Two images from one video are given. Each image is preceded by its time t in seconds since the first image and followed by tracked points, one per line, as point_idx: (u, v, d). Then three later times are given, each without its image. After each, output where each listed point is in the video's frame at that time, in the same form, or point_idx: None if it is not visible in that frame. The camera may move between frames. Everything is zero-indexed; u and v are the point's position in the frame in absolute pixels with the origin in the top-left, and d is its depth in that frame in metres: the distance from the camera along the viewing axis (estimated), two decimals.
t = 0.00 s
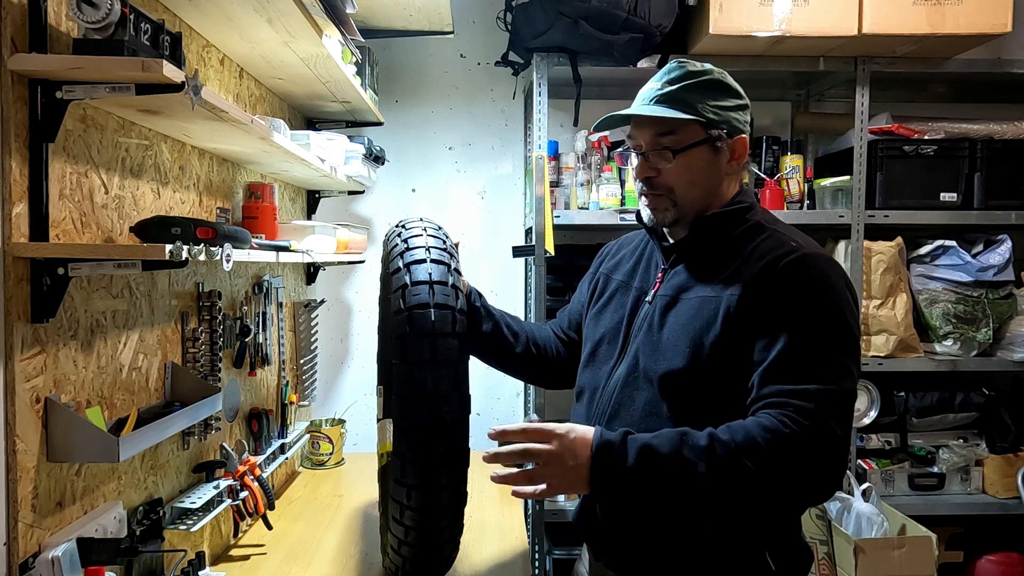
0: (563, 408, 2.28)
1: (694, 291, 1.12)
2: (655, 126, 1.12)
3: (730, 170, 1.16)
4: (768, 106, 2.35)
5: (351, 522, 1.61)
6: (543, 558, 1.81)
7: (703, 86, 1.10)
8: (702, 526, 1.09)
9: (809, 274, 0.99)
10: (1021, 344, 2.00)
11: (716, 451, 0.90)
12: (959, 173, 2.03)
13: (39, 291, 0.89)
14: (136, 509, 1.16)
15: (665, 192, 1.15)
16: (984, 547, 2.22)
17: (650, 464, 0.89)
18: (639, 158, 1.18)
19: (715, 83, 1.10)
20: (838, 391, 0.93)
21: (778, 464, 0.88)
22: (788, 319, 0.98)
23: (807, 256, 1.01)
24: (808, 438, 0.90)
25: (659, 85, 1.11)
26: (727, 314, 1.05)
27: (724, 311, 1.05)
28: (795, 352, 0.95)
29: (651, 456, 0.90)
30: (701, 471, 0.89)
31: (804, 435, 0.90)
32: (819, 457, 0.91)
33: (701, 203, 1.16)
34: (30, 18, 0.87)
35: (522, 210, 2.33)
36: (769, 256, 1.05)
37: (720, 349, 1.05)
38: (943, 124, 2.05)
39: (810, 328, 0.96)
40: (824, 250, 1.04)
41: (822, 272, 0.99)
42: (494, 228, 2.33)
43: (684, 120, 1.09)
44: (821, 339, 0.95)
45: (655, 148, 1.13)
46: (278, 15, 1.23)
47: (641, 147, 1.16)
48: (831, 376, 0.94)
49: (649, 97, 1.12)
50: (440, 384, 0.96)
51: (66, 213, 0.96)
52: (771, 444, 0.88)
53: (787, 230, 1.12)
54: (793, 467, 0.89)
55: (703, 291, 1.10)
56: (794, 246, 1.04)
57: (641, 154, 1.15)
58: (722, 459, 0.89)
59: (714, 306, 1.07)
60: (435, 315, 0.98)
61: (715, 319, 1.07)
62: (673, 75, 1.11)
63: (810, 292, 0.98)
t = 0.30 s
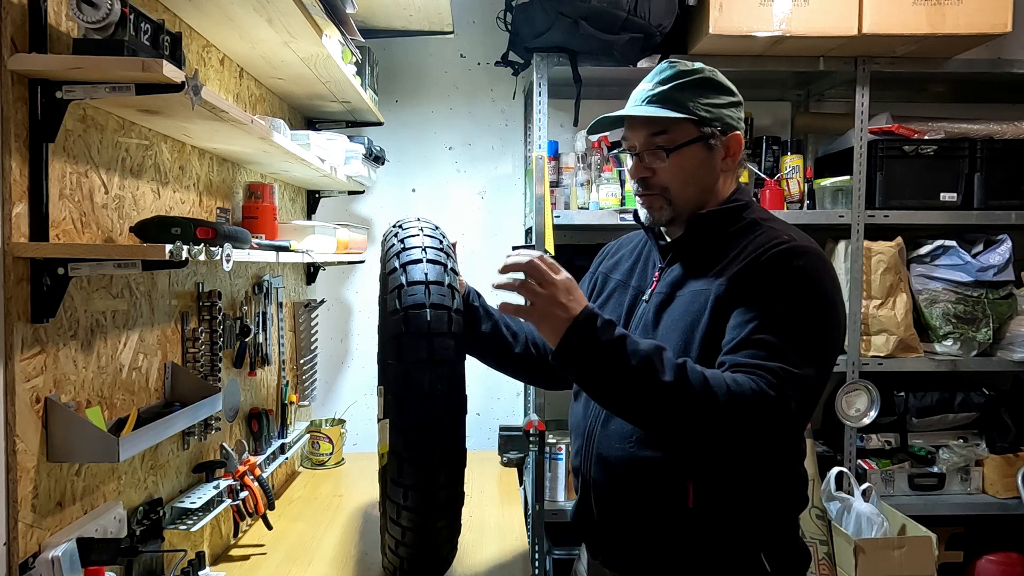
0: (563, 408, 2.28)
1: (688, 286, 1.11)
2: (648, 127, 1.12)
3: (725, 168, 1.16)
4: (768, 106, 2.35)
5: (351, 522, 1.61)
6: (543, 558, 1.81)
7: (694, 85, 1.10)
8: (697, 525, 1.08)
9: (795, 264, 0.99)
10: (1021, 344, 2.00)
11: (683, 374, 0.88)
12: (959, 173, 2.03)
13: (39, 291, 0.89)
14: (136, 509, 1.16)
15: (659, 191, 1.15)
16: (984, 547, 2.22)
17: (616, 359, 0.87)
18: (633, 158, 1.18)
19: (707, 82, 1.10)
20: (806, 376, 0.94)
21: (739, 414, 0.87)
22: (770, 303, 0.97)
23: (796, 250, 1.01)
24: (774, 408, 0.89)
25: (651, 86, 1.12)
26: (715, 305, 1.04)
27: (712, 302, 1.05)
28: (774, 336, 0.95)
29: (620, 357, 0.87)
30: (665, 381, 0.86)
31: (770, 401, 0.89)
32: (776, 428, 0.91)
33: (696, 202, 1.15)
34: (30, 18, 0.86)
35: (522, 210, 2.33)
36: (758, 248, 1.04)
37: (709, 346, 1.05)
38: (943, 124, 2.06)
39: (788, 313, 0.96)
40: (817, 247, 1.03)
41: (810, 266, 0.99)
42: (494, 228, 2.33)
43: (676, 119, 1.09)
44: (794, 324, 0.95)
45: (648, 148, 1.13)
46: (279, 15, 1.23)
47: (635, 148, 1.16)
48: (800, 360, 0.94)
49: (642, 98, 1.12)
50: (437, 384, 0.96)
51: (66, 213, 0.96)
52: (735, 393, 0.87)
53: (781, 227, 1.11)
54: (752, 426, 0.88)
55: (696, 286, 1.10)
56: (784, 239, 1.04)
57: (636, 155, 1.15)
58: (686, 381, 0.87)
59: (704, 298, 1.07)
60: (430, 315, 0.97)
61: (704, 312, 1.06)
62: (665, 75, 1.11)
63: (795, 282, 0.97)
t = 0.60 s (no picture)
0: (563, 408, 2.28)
1: (680, 289, 1.11)
2: (636, 131, 1.12)
3: (715, 168, 1.15)
4: (768, 106, 2.35)
5: (352, 522, 1.61)
6: (543, 558, 1.81)
7: (681, 88, 1.10)
8: (692, 526, 1.08)
9: (784, 266, 0.98)
10: (1021, 344, 2.00)
11: (658, 396, 0.90)
12: (959, 173, 2.03)
13: (39, 291, 0.89)
14: (136, 509, 1.16)
15: (651, 194, 1.15)
16: (984, 547, 2.22)
17: (591, 388, 0.90)
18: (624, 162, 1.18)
19: (694, 83, 1.10)
20: (796, 376, 0.94)
21: (723, 425, 0.88)
22: (761, 305, 0.97)
23: (786, 251, 1.00)
24: (762, 410, 0.89)
25: (639, 89, 1.12)
26: (706, 308, 1.04)
27: (704, 304, 1.05)
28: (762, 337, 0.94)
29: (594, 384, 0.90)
30: (640, 403, 0.89)
31: (756, 406, 0.89)
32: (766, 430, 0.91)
33: (687, 204, 1.16)
34: (30, 18, 0.86)
35: (522, 210, 2.33)
36: (750, 250, 1.04)
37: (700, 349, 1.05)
38: (943, 124, 2.06)
39: (777, 315, 0.95)
40: (809, 248, 1.02)
41: (801, 268, 0.98)
42: (493, 228, 2.33)
43: (665, 123, 1.09)
44: (783, 325, 0.95)
45: (639, 151, 1.13)
46: (279, 15, 1.23)
47: (625, 152, 1.16)
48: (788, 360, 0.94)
49: (631, 101, 1.13)
50: (439, 384, 0.96)
51: (66, 213, 0.96)
52: (718, 403, 0.88)
53: (775, 227, 1.10)
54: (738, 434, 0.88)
55: (687, 289, 1.10)
56: (775, 240, 1.03)
57: (626, 159, 1.16)
58: (661, 401, 0.89)
59: (695, 301, 1.07)
60: (435, 315, 0.97)
61: (695, 315, 1.06)
62: (652, 78, 1.11)
63: (784, 284, 0.97)
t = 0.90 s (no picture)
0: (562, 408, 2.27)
1: (686, 289, 1.12)
2: (654, 127, 1.11)
3: (726, 170, 1.18)
4: (768, 106, 2.35)
5: (351, 522, 1.61)
6: (543, 558, 1.81)
7: (699, 86, 1.10)
8: (692, 526, 1.08)
9: (792, 269, 0.99)
10: (1021, 344, 2.00)
11: (686, 405, 0.86)
12: (959, 173, 2.03)
13: (39, 291, 0.89)
14: (136, 509, 1.16)
15: (664, 193, 1.14)
16: (985, 547, 2.22)
17: (615, 399, 0.85)
18: (636, 159, 1.16)
19: (710, 82, 1.11)
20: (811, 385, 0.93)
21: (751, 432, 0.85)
22: (767, 301, 0.98)
23: (794, 253, 1.01)
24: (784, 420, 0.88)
25: (655, 85, 1.11)
26: (714, 310, 1.04)
27: (712, 307, 1.04)
28: (774, 342, 0.94)
29: (619, 391, 0.86)
30: (670, 413, 0.85)
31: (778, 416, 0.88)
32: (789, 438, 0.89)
33: (698, 204, 1.15)
34: (30, 18, 0.87)
35: (522, 210, 2.33)
36: (759, 252, 1.04)
37: (707, 350, 1.05)
38: (943, 124, 2.06)
39: (790, 321, 0.95)
40: (816, 251, 1.03)
41: (811, 272, 0.98)
42: (493, 228, 2.33)
43: (685, 120, 1.08)
44: (796, 332, 0.95)
45: (655, 149, 1.12)
46: (279, 15, 1.23)
47: (640, 148, 1.14)
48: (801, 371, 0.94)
49: (646, 97, 1.11)
50: (437, 382, 0.96)
51: (66, 213, 0.96)
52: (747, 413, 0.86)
53: (780, 228, 1.10)
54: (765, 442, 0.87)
55: (693, 290, 1.10)
56: (784, 243, 1.03)
57: (641, 155, 1.14)
58: (691, 410, 0.86)
59: (703, 303, 1.07)
60: (431, 313, 0.97)
61: (703, 317, 1.06)
62: (669, 74, 1.10)
63: (793, 286, 0.97)
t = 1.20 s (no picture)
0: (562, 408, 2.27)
1: (691, 296, 1.12)
2: (676, 133, 1.11)
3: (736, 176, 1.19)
4: (768, 106, 2.35)
5: (351, 522, 1.61)
6: (542, 559, 1.83)
7: (718, 92, 1.11)
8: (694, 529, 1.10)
9: (800, 282, 1.00)
10: (1021, 344, 2.00)
11: (715, 448, 0.90)
12: (959, 173, 2.03)
13: (39, 291, 0.89)
14: (136, 509, 1.16)
15: (682, 200, 1.14)
16: (984, 547, 2.22)
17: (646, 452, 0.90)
18: (654, 164, 1.16)
19: (727, 87, 1.12)
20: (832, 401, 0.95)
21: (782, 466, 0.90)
22: (773, 304, 1.01)
23: (802, 264, 1.01)
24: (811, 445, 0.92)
25: (674, 87, 1.10)
26: (722, 322, 1.05)
27: (721, 319, 1.05)
28: (792, 361, 0.96)
29: (650, 446, 0.90)
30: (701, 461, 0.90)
31: (806, 443, 0.91)
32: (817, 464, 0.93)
33: (713, 209, 1.15)
34: (30, 18, 0.86)
35: (522, 210, 2.33)
36: (768, 261, 1.05)
37: (715, 356, 1.05)
38: (943, 124, 2.06)
39: (807, 339, 0.97)
40: (822, 257, 1.04)
41: (822, 281, 0.99)
42: (493, 228, 2.33)
43: (708, 128, 1.09)
44: (811, 347, 0.96)
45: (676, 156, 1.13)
46: (279, 15, 1.23)
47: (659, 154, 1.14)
48: (824, 389, 0.95)
49: (665, 100, 1.10)
50: (438, 385, 0.95)
51: (67, 213, 0.96)
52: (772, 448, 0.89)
53: (783, 233, 1.12)
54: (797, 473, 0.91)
55: (698, 298, 1.10)
56: (790, 252, 1.05)
57: (660, 162, 1.14)
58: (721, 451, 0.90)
59: (710, 313, 1.07)
60: (431, 316, 0.98)
61: (710, 326, 1.06)
62: (687, 77, 1.10)
63: (803, 298, 0.99)
